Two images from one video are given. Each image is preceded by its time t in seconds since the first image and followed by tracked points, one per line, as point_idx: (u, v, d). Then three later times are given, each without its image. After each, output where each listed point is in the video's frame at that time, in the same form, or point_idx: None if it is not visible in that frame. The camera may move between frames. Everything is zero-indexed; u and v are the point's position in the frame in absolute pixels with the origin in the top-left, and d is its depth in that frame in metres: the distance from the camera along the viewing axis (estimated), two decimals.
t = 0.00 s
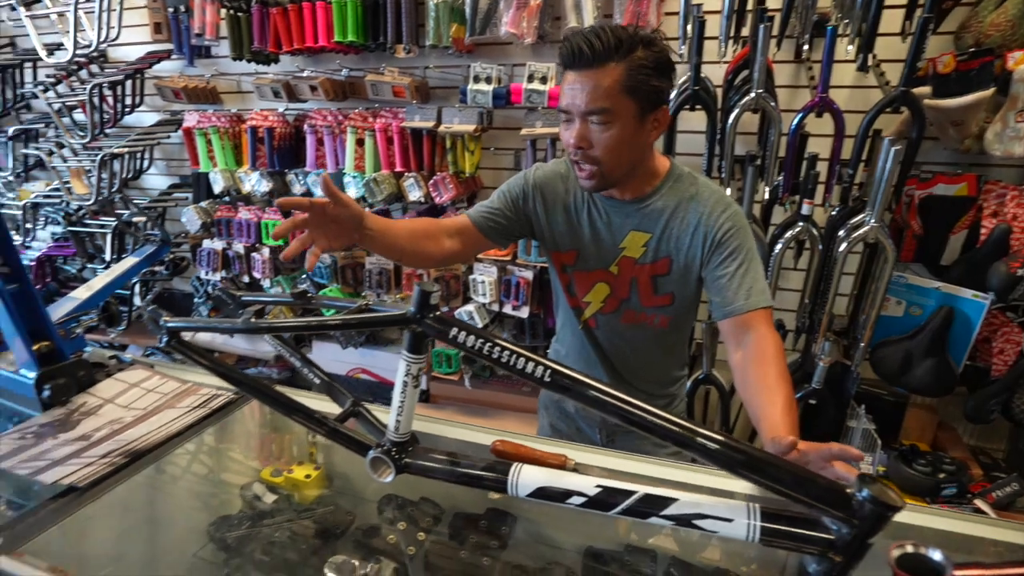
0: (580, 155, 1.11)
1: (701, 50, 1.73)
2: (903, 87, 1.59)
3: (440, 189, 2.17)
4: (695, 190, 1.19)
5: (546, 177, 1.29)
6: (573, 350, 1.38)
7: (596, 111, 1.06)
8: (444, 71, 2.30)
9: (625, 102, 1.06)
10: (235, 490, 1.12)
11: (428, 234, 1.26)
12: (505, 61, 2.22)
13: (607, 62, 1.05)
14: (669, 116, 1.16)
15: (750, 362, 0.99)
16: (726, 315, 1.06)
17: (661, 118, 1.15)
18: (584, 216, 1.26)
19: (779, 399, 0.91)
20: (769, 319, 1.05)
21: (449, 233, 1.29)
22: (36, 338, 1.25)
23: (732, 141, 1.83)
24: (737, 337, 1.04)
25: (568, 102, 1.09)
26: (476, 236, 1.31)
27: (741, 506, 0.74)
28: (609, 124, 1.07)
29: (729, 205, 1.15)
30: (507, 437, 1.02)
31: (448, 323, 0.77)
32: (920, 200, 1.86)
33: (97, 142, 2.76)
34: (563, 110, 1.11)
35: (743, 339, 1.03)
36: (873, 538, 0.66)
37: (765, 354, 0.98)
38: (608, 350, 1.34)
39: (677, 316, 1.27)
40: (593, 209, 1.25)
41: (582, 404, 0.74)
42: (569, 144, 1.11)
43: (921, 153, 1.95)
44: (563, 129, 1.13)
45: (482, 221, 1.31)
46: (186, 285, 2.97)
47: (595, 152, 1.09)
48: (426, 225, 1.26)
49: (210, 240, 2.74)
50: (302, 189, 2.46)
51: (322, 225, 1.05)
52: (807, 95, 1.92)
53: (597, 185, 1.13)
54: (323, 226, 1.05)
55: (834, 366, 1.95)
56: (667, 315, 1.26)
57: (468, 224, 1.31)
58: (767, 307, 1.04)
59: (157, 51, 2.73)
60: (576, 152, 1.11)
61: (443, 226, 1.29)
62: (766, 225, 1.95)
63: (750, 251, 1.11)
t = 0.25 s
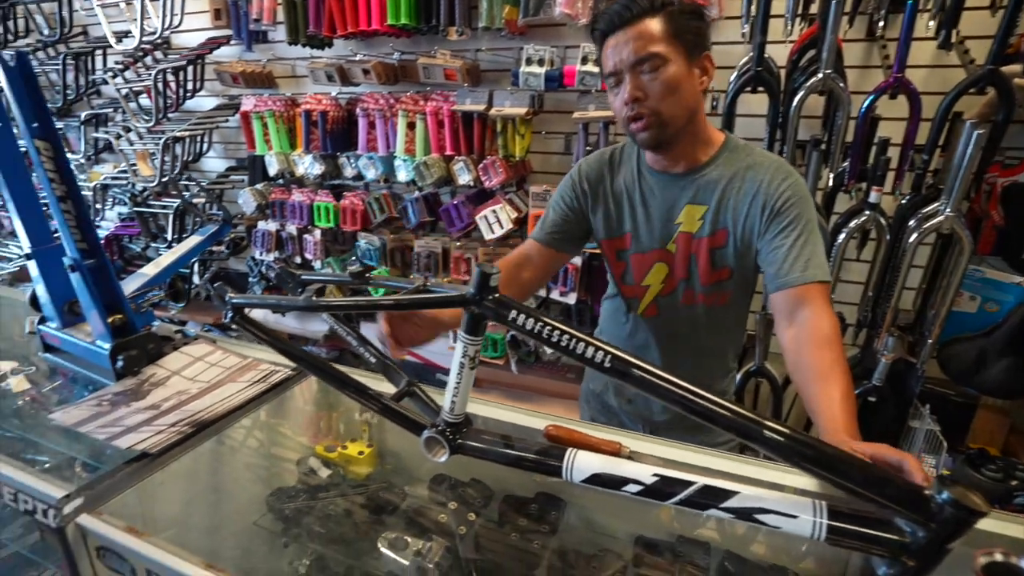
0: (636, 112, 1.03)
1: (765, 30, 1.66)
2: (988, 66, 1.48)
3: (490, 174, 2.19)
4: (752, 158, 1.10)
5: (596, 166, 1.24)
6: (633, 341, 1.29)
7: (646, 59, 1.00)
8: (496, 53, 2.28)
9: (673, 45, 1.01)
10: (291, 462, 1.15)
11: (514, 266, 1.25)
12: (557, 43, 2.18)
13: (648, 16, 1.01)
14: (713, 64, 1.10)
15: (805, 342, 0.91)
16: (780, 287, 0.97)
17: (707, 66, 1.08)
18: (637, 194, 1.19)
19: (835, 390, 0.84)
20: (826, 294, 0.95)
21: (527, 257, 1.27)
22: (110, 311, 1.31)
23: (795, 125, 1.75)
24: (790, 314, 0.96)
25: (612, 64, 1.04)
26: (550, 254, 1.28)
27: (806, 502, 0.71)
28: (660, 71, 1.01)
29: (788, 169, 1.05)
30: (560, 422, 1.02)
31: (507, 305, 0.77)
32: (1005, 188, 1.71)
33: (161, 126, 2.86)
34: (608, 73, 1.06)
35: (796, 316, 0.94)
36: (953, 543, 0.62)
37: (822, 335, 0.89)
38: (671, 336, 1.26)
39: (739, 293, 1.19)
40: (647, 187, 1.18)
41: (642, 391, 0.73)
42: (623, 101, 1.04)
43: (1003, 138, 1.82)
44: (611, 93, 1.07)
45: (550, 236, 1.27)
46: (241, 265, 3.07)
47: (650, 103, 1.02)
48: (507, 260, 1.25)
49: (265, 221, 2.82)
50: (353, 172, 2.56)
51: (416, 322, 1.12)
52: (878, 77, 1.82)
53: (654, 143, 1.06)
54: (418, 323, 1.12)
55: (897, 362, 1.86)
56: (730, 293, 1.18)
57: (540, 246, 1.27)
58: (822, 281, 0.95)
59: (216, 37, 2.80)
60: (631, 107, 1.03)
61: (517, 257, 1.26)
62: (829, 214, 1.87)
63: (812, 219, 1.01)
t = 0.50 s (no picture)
0: (671, 76, 0.99)
1: (812, 15, 1.60)
2: None
3: (525, 165, 2.18)
4: (794, 141, 1.06)
5: (630, 153, 1.20)
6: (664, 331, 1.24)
7: (685, 24, 0.97)
8: (532, 43, 2.26)
9: (715, 12, 0.97)
10: (329, 450, 1.16)
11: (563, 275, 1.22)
12: (595, 32, 2.15)
13: None
14: (758, 43, 1.04)
15: (846, 334, 0.87)
16: (820, 275, 0.93)
17: (752, 43, 1.03)
18: (671, 178, 1.15)
19: (880, 386, 0.80)
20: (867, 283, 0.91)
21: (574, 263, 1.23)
22: (158, 299, 1.35)
23: (843, 113, 1.69)
24: (828, 304, 0.92)
25: (654, 32, 1.02)
26: (595, 256, 1.23)
27: (855, 506, 0.69)
28: (699, 35, 0.97)
29: (832, 151, 1.01)
30: (597, 417, 1.01)
31: (548, 299, 0.76)
32: None
33: (204, 119, 2.93)
34: (649, 42, 1.03)
35: (835, 306, 0.91)
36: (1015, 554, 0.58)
37: (862, 326, 0.85)
38: (704, 326, 1.20)
39: (776, 282, 1.13)
40: (682, 171, 1.14)
41: (684, 388, 0.71)
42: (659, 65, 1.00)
43: None
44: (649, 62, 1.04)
45: (593, 238, 1.22)
46: (280, 255, 3.13)
47: (686, 66, 0.98)
48: (553, 270, 1.22)
49: (302, 212, 2.87)
50: (389, 163, 2.57)
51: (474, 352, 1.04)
52: (933, 63, 1.74)
53: (689, 111, 1.01)
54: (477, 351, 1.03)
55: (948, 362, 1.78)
56: (767, 281, 1.12)
57: (584, 248, 1.22)
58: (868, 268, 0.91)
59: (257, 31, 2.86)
60: (666, 72, 1.00)
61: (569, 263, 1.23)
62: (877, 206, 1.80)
63: (857, 203, 0.96)
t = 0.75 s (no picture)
0: (703, 73, 0.98)
1: (839, 14, 1.58)
2: None
3: (546, 165, 2.18)
4: (819, 145, 1.05)
5: (650, 151, 1.19)
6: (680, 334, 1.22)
7: (720, 23, 0.96)
8: (553, 44, 2.26)
9: (752, 12, 0.96)
10: (350, 448, 1.18)
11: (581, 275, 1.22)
12: (616, 33, 2.14)
13: None
14: (791, 47, 1.03)
15: (871, 340, 0.85)
16: (844, 281, 0.91)
17: (786, 46, 1.02)
18: (692, 179, 1.14)
19: (907, 395, 0.79)
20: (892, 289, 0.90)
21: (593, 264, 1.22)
22: (185, 296, 1.38)
23: (869, 114, 1.66)
24: (852, 310, 0.91)
25: (687, 29, 1.00)
26: (614, 258, 1.23)
27: (883, 513, 0.67)
28: (735, 34, 0.96)
29: (857, 155, 1.00)
30: (619, 419, 1.00)
31: (572, 300, 0.76)
32: None
33: (228, 119, 2.98)
34: (682, 38, 1.02)
35: (859, 313, 0.89)
36: None
37: (888, 332, 0.84)
38: (721, 330, 1.18)
39: (796, 286, 1.11)
40: (703, 172, 1.13)
41: (709, 390, 0.70)
42: (691, 63, 0.98)
43: None
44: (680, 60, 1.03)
45: (612, 239, 1.22)
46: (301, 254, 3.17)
47: (719, 64, 0.96)
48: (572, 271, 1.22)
49: (323, 211, 2.90)
50: (409, 163, 2.59)
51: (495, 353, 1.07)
52: (964, 63, 1.70)
53: (718, 110, 1.00)
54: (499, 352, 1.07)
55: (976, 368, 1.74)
56: (787, 285, 1.10)
57: (603, 249, 1.22)
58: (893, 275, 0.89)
59: (281, 32, 2.89)
60: (698, 69, 0.98)
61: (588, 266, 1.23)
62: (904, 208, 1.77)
63: (882, 207, 0.95)
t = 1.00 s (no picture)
0: (711, 77, 0.98)
1: (851, 16, 1.57)
2: None
3: (557, 166, 2.19)
4: (826, 148, 1.05)
5: (657, 154, 1.20)
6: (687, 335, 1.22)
7: (730, 27, 0.96)
8: (564, 45, 2.27)
9: (761, 17, 0.96)
10: (361, 445, 1.19)
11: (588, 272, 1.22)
12: (628, 33, 2.15)
13: None
14: (801, 50, 1.04)
15: (878, 342, 0.86)
16: (851, 282, 0.92)
17: (795, 50, 1.02)
18: (699, 181, 1.14)
19: (914, 397, 0.79)
20: (899, 291, 0.90)
21: (597, 260, 1.23)
22: (198, 294, 1.40)
23: (882, 116, 1.65)
24: (859, 312, 0.91)
25: (696, 32, 1.00)
26: (617, 255, 1.24)
27: (890, 514, 0.68)
28: (744, 39, 0.96)
29: (865, 158, 1.01)
30: (626, 419, 1.01)
31: (581, 300, 0.77)
32: None
33: (242, 119, 3.01)
34: (691, 42, 1.02)
35: (866, 314, 0.90)
36: None
37: (894, 334, 0.84)
38: (729, 331, 1.19)
39: (803, 288, 1.12)
40: (709, 175, 1.13)
41: (718, 391, 0.71)
42: (700, 68, 0.99)
43: None
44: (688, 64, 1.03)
45: (615, 237, 1.22)
46: (313, 253, 3.20)
47: (727, 69, 0.97)
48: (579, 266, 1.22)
49: (335, 211, 2.93)
50: (421, 163, 2.62)
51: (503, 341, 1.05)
52: (977, 64, 1.69)
53: (727, 113, 1.00)
54: (505, 339, 1.04)
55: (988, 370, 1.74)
56: (794, 287, 1.10)
57: (606, 246, 1.23)
58: (899, 277, 0.90)
59: (294, 33, 2.92)
60: (707, 74, 0.98)
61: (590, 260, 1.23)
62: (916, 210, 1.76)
63: (889, 210, 0.95)
